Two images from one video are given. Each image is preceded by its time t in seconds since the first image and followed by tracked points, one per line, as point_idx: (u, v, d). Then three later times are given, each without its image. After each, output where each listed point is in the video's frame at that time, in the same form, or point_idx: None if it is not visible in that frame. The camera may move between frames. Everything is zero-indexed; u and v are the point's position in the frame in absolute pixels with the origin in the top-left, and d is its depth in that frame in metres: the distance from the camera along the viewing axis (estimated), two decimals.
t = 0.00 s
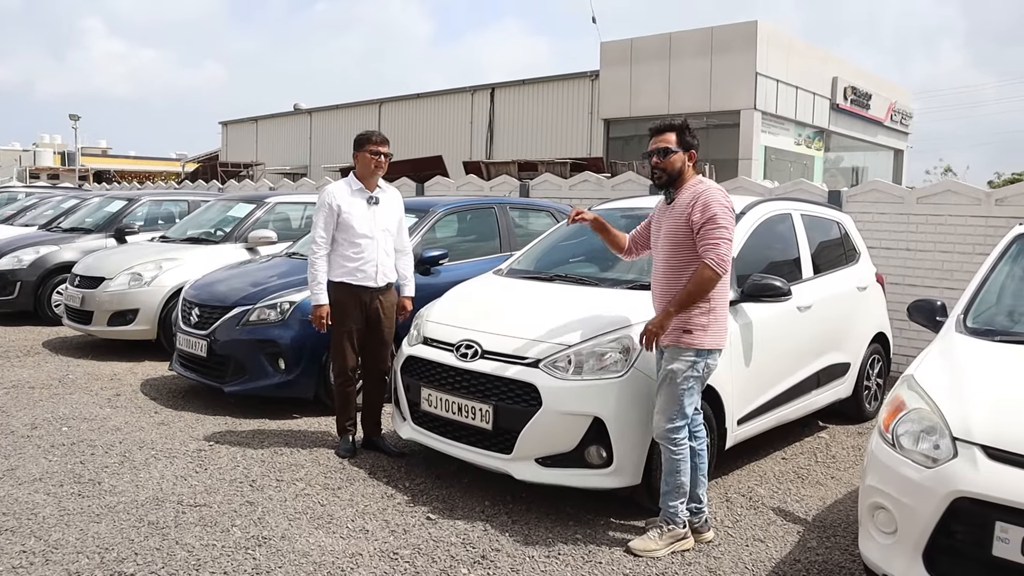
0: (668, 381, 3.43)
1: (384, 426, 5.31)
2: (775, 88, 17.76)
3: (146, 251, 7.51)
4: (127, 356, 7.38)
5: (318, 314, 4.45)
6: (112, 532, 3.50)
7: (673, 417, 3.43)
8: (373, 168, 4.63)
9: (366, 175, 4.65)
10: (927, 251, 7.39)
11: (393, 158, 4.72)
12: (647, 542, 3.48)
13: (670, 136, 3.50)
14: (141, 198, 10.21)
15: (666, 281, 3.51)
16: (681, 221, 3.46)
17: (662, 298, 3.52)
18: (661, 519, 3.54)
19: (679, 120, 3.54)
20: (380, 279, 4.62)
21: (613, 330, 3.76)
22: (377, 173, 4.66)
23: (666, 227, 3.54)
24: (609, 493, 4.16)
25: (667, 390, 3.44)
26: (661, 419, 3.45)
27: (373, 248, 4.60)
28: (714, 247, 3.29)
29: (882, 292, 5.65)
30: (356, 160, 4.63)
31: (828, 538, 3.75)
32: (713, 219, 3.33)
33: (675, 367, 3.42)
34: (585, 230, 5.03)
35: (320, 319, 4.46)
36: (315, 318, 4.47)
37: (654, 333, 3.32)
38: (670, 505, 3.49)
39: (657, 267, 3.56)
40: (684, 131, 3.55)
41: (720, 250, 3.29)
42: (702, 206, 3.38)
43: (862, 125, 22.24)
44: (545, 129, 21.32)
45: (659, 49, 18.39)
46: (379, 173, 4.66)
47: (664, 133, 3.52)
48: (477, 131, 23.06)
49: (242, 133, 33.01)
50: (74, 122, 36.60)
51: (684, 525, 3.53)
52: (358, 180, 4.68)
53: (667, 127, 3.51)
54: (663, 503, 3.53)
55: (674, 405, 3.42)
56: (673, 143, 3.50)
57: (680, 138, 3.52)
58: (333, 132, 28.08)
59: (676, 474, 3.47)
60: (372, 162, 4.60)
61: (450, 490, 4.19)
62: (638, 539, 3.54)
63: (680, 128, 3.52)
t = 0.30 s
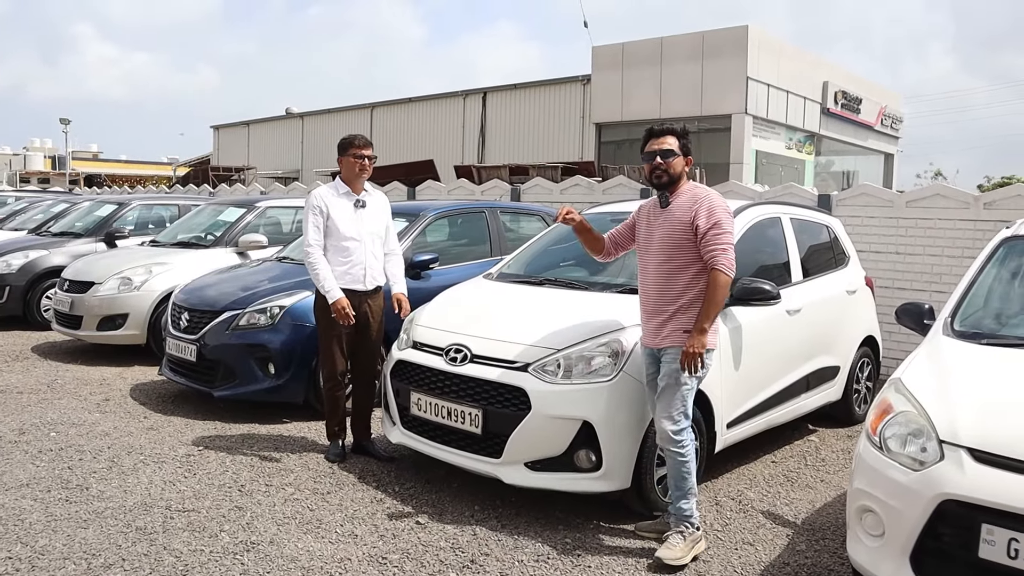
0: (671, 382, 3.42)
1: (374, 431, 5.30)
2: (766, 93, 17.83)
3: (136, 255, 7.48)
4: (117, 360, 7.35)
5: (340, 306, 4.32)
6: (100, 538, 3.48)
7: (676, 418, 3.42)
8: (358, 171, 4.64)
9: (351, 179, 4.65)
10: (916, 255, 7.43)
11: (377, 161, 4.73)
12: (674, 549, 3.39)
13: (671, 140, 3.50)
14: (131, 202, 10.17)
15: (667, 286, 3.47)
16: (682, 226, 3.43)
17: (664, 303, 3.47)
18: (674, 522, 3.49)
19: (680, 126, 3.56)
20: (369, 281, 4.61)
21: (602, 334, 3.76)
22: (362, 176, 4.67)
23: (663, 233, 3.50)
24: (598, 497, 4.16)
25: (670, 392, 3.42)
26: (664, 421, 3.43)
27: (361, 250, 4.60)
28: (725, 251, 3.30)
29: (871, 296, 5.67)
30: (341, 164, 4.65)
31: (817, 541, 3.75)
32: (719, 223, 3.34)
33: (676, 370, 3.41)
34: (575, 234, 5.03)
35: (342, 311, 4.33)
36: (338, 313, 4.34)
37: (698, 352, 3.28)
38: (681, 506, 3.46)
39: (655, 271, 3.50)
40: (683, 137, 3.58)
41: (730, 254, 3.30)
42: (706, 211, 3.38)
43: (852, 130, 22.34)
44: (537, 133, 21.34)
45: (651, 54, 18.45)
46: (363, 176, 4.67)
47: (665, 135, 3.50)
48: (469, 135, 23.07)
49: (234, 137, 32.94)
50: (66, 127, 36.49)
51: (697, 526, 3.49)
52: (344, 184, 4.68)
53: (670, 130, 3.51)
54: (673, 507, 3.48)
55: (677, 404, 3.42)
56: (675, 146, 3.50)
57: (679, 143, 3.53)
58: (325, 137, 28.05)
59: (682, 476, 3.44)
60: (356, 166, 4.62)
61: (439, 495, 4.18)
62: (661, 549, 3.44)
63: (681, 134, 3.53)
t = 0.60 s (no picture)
0: (688, 393, 3.36)
1: (366, 435, 5.29)
2: (758, 96, 17.89)
3: (128, 259, 7.45)
4: (108, 365, 7.31)
5: (308, 322, 4.37)
6: (90, 543, 3.46)
7: (697, 427, 3.37)
8: (346, 175, 4.63)
9: (340, 183, 4.64)
10: (907, 258, 7.46)
11: (365, 164, 4.73)
12: (701, 560, 3.36)
13: (675, 143, 3.44)
14: (123, 206, 10.13)
15: (673, 292, 3.39)
16: (690, 232, 3.37)
17: (670, 310, 3.39)
18: (694, 532, 3.43)
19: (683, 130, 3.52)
20: (359, 285, 4.61)
21: (593, 338, 3.77)
22: (350, 179, 4.66)
23: (668, 237, 3.42)
24: (591, 501, 4.16)
25: (688, 403, 3.37)
26: (685, 432, 3.36)
27: (350, 254, 4.59)
28: (736, 258, 3.28)
29: (863, 298, 5.69)
30: (330, 168, 4.64)
31: (810, 544, 3.76)
32: (727, 232, 3.33)
33: (692, 382, 3.36)
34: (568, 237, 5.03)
35: (309, 326, 4.38)
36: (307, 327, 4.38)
37: (709, 357, 3.23)
38: (700, 514, 3.39)
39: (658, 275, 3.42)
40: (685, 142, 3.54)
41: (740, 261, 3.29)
42: (715, 218, 3.36)
43: (844, 133, 22.44)
44: (530, 136, 21.37)
45: (644, 58, 18.51)
46: (352, 180, 4.66)
47: (669, 138, 3.44)
48: (462, 138, 23.08)
49: (226, 141, 32.87)
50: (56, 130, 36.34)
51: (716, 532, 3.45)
52: (333, 188, 4.66)
53: (676, 133, 3.45)
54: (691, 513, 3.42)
55: (697, 413, 3.37)
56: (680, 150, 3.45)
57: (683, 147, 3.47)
58: (318, 140, 28.02)
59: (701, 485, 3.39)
60: (343, 169, 4.61)
61: (432, 499, 4.17)
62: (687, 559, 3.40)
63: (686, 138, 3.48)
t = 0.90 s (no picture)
0: (694, 398, 3.31)
1: (360, 436, 5.27)
2: (751, 97, 17.93)
3: (119, 260, 7.42)
4: (100, 366, 7.28)
5: (280, 325, 4.47)
6: (82, 546, 3.44)
7: (700, 433, 3.36)
8: (328, 175, 4.62)
9: (326, 184, 4.64)
10: (899, 258, 7.48)
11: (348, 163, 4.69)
12: (695, 562, 3.35)
13: (688, 141, 3.36)
14: (115, 206, 10.09)
15: (684, 294, 3.31)
16: (703, 234, 3.30)
17: (680, 312, 3.31)
18: (689, 534, 3.43)
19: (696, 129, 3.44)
20: (346, 286, 4.59)
21: (586, 338, 3.77)
22: (336, 180, 4.64)
23: (682, 238, 3.33)
24: (584, 501, 4.16)
25: (694, 411, 3.32)
26: (690, 435, 3.35)
27: (337, 255, 4.57)
28: (747, 263, 3.25)
29: (855, 299, 5.70)
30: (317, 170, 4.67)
31: (803, 543, 3.77)
32: (740, 236, 3.30)
33: (697, 388, 3.31)
34: (561, 238, 5.03)
35: (280, 327, 4.47)
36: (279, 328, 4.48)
37: (710, 359, 3.18)
38: (696, 515, 3.40)
39: (668, 275, 3.34)
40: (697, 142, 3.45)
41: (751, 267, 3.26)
42: (730, 222, 3.30)
43: (837, 134, 22.52)
44: (523, 137, 21.37)
45: (637, 59, 18.53)
46: (337, 180, 4.65)
47: (682, 136, 3.36)
48: (455, 139, 23.07)
49: (219, 141, 32.78)
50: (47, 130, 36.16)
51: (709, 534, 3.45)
52: (319, 190, 4.67)
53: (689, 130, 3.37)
54: (687, 514, 3.43)
55: (701, 420, 3.35)
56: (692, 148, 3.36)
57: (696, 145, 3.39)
58: (311, 141, 27.96)
59: (698, 487, 3.38)
60: (327, 170, 4.60)
61: (425, 500, 4.16)
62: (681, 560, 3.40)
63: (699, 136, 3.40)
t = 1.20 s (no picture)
0: (692, 399, 3.33)
1: (351, 434, 5.26)
2: (741, 94, 17.97)
3: (108, 258, 7.37)
4: (88, 365, 7.23)
5: (278, 323, 4.43)
6: (71, 545, 3.42)
7: (698, 433, 3.36)
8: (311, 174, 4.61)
9: (311, 183, 4.62)
10: (889, 255, 7.52)
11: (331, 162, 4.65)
12: (687, 559, 3.35)
13: (696, 136, 3.28)
14: (103, 204, 10.02)
15: (690, 294, 3.29)
16: (712, 233, 3.28)
17: (687, 312, 3.29)
18: (681, 532, 3.44)
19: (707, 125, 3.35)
20: (332, 286, 4.58)
21: (576, 336, 3.78)
22: (321, 179, 4.63)
23: (692, 236, 3.29)
24: (575, 499, 4.17)
25: (693, 410, 3.34)
26: (686, 435, 3.36)
27: (323, 256, 4.56)
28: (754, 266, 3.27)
29: (845, 296, 5.73)
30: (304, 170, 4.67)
31: (794, 539, 3.78)
32: (745, 238, 3.31)
33: (696, 388, 3.32)
34: (551, 236, 5.03)
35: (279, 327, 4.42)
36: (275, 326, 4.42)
37: (733, 368, 3.16)
38: (689, 513, 3.40)
39: (675, 275, 3.30)
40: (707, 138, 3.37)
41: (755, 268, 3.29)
42: (737, 223, 3.30)
43: (826, 131, 22.61)
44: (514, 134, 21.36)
45: (627, 56, 18.56)
46: (322, 179, 4.63)
47: (691, 131, 3.28)
48: (445, 136, 23.03)
49: (207, 138, 32.61)
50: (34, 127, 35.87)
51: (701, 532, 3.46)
52: (304, 190, 4.66)
53: (699, 125, 3.29)
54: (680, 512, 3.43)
55: (699, 420, 3.35)
56: (701, 144, 3.29)
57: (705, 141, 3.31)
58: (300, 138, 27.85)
59: (693, 486, 3.39)
60: (311, 169, 4.59)
61: (417, 498, 4.15)
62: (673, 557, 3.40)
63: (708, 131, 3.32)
